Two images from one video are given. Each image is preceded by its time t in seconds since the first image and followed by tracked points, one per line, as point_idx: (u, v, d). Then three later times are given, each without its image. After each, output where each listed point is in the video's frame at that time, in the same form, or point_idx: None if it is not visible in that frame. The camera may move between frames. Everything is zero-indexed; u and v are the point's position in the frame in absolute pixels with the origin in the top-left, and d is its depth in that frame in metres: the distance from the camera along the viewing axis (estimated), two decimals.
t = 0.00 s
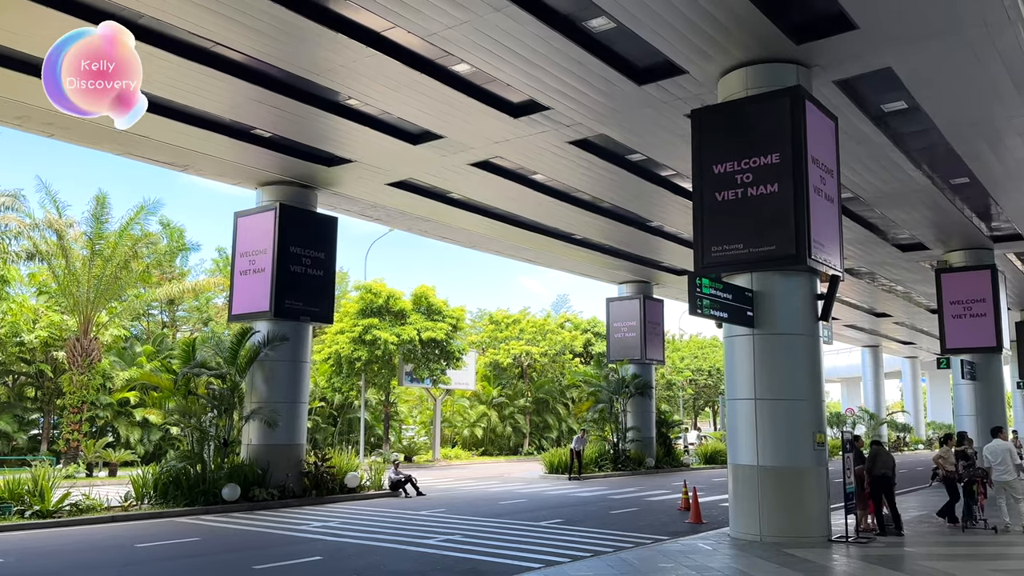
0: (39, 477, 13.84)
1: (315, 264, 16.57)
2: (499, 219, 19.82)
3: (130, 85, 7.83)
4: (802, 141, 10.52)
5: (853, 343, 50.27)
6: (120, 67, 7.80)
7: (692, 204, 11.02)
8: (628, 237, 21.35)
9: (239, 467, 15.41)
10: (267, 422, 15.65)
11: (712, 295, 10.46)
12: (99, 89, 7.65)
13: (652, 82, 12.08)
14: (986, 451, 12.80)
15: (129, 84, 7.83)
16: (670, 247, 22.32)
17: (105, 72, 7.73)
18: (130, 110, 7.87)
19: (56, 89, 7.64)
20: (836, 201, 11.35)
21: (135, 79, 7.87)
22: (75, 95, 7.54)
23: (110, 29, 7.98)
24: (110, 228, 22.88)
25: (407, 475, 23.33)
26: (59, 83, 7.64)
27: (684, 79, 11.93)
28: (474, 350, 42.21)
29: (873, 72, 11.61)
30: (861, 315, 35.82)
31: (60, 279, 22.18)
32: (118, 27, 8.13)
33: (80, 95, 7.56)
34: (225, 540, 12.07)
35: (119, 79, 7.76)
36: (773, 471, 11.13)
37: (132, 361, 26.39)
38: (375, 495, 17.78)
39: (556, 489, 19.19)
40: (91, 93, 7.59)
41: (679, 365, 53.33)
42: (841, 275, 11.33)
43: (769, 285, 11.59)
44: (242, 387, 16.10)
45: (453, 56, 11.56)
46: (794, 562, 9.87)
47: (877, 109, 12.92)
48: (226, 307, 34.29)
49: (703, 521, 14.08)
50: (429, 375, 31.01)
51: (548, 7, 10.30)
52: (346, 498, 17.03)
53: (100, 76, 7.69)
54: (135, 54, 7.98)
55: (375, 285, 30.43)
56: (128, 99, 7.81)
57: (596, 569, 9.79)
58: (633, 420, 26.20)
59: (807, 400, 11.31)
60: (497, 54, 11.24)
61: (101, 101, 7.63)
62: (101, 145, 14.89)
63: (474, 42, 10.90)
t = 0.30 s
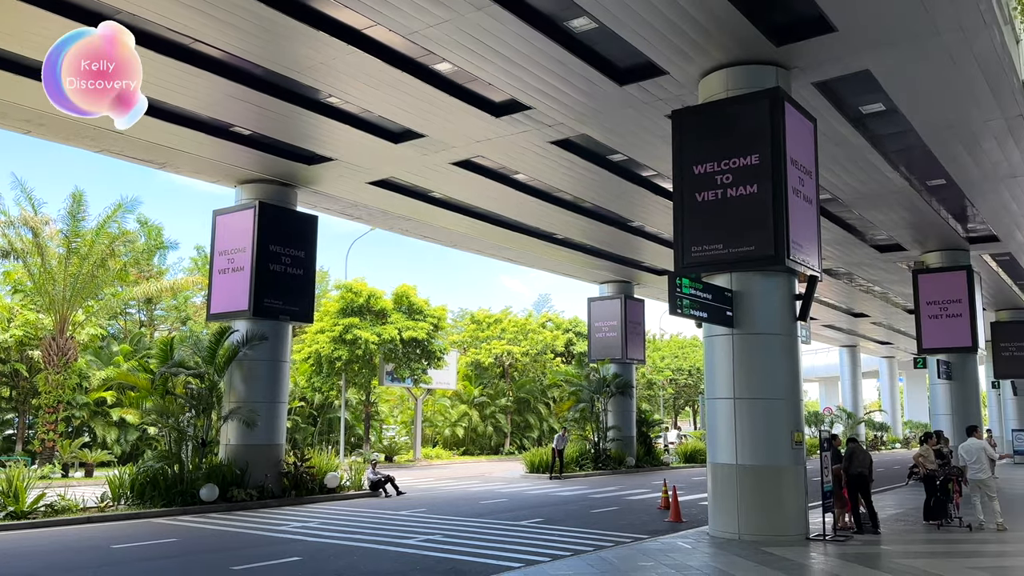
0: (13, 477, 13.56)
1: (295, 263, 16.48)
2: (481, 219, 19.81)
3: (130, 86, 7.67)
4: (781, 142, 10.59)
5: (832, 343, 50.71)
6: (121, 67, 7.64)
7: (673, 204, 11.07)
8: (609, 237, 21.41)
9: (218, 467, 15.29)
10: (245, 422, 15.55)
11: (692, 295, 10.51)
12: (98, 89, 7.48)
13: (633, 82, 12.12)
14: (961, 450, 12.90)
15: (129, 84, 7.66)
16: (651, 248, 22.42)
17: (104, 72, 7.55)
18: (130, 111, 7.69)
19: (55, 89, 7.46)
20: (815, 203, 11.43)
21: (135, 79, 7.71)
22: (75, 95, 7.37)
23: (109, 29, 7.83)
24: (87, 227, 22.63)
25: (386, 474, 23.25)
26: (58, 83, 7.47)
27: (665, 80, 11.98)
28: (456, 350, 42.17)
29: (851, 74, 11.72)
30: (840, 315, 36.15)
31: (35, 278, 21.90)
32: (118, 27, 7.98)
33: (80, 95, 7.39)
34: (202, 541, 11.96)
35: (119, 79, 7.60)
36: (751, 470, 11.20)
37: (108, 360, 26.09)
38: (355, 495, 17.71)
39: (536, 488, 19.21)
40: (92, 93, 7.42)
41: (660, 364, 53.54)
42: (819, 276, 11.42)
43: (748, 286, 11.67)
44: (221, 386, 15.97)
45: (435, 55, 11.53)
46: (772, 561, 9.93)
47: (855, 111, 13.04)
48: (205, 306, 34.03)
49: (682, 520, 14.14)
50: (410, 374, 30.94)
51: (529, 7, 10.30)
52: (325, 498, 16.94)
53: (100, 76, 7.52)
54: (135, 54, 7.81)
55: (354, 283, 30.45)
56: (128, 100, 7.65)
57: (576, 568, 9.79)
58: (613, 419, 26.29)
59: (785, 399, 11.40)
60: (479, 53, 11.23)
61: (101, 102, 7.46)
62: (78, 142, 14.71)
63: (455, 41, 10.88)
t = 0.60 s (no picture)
0: None
1: (275, 262, 16.38)
2: (462, 218, 19.79)
3: (130, 85, 8.05)
4: (760, 143, 10.66)
5: (811, 343, 51.14)
6: (120, 67, 8.00)
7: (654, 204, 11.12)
8: (590, 237, 21.46)
9: (196, 468, 15.17)
10: (224, 422, 15.43)
11: (672, 295, 10.57)
12: (99, 89, 7.84)
13: (614, 83, 12.16)
14: (937, 449, 13.04)
15: (129, 84, 8.04)
16: (632, 247, 22.49)
17: (104, 72, 7.91)
18: (130, 110, 8.11)
19: (56, 88, 7.82)
20: (793, 203, 11.52)
21: (135, 79, 8.10)
22: (75, 95, 7.72)
23: (109, 29, 8.18)
24: (63, 224, 22.35)
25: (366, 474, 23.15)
26: (59, 83, 7.80)
27: (646, 80, 12.03)
28: (437, 349, 42.09)
29: (830, 76, 11.83)
30: (819, 315, 36.47)
31: (10, 276, 21.59)
32: (117, 27, 8.32)
33: (81, 95, 7.75)
34: (180, 543, 11.85)
35: (119, 79, 7.96)
36: (730, 468, 11.28)
37: (85, 360, 25.80)
38: (335, 495, 17.63)
39: (517, 488, 19.21)
40: (92, 93, 7.78)
41: (641, 364, 53.72)
42: (797, 276, 11.50)
43: (728, 286, 11.74)
44: (199, 386, 15.85)
45: (416, 53, 11.50)
46: (751, 559, 9.99)
47: (834, 112, 13.16)
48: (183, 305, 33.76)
49: (662, 518, 14.20)
50: (391, 374, 30.88)
51: (511, 6, 10.30)
52: (305, 499, 16.83)
53: (100, 76, 7.87)
54: (134, 54, 8.19)
55: (335, 283, 30.28)
56: (128, 99, 8.04)
57: (556, 568, 9.80)
58: (594, 418, 26.37)
59: (764, 398, 11.48)
60: (460, 52, 11.22)
61: (101, 101, 7.83)
62: (54, 138, 14.53)
63: (437, 39, 10.86)
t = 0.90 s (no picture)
0: None
1: (254, 261, 16.27)
2: (443, 217, 19.76)
3: (130, 86, 8.02)
4: (740, 144, 10.73)
5: (790, 343, 51.55)
6: (120, 67, 7.94)
7: (635, 205, 11.16)
8: (571, 237, 21.51)
9: (174, 468, 15.03)
10: (202, 422, 15.31)
11: (652, 295, 10.61)
12: (98, 90, 7.83)
13: (595, 83, 12.19)
14: (914, 447, 13.19)
15: (129, 84, 8.01)
16: (613, 247, 22.56)
17: (104, 72, 7.88)
18: (130, 110, 8.09)
19: (56, 88, 7.79)
20: (772, 204, 11.61)
21: (135, 80, 8.05)
22: (75, 96, 7.72)
23: (110, 28, 8.06)
24: (39, 222, 22.09)
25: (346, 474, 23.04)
26: (59, 84, 7.78)
27: (627, 81, 12.07)
28: (419, 349, 41.99)
29: (808, 78, 11.93)
30: (798, 315, 36.76)
31: None
32: (118, 26, 8.22)
33: (80, 96, 7.74)
34: (158, 544, 11.72)
35: (119, 79, 7.94)
36: (709, 467, 11.35)
37: (61, 359, 25.46)
38: (314, 495, 17.53)
39: (498, 487, 19.20)
40: (92, 94, 7.77)
41: (621, 363, 53.91)
42: (776, 276, 11.59)
43: (708, 285, 11.81)
44: (177, 385, 15.72)
45: (397, 51, 11.45)
46: (730, 557, 10.05)
47: (813, 114, 13.28)
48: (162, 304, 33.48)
49: (642, 518, 14.24)
50: (372, 374, 30.80)
51: (492, 5, 10.29)
52: (284, 499, 16.72)
53: (100, 77, 7.85)
54: (135, 53, 8.12)
55: (314, 282, 30.23)
56: (128, 100, 8.03)
57: (537, 567, 9.80)
58: (575, 418, 26.43)
59: (743, 397, 11.56)
60: (442, 50, 11.20)
61: (101, 102, 7.83)
62: (29, 135, 14.33)
63: (418, 38, 10.83)
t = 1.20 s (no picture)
0: None
1: (232, 259, 16.16)
2: (424, 216, 19.71)
3: (130, 86, 7.99)
4: (720, 145, 10.80)
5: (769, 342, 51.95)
6: (120, 67, 7.90)
7: (616, 205, 11.20)
8: (553, 236, 21.54)
9: (151, 469, 14.87)
10: (180, 422, 15.17)
11: (633, 295, 10.66)
12: (98, 90, 7.80)
13: (577, 83, 12.21)
14: (890, 445, 13.34)
15: (129, 84, 7.98)
16: (594, 247, 22.62)
17: (104, 72, 7.84)
18: (130, 110, 8.06)
19: (56, 88, 7.76)
20: (751, 205, 11.69)
21: (135, 80, 8.02)
22: (75, 95, 7.69)
23: (110, 29, 8.04)
24: (14, 220, 21.79)
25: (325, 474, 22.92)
26: (59, 84, 7.75)
27: (608, 81, 12.10)
28: (400, 348, 41.93)
29: (787, 79, 12.03)
30: (776, 315, 37.07)
31: None
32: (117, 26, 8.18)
33: (80, 96, 7.71)
34: (134, 545, 11.59)
35: (119, 79, 7.90)
36: (689, 466, 11.41)
37: (36, 358, 25.11)
38: (293, 495, 17.43)
39: (478, 487, 19.19)
40: (92, 94, 7.75)
41: (602, 362, 54.08)
42: (755, 276, 11.67)
43: (688, 285, 11.87)
44: (154, 385, 15.55)
45: (377, 49, 11.41)
46: (709, 556, 10.11)
47: (792, 115, 13.38)
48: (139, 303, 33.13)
49: (622, 516, 14.29)
50: (352, 373, 30.71)
51: (473, 5, 10.28)
52: (263, 499, 16.59)
53: (100, 77, 7.82)
54: (135, 54, 8.07)
55: (295, 281, 30.13)
56: (127, 100, 8.00)
57: (517, 567, 9.80)
58: (556, 417, 26.49)
59: (722, 397, 11.64)
60: (423, 49, 11.16)
61: (101, 102, 7.80)
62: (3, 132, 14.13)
63: (398, 36, 10.79)
